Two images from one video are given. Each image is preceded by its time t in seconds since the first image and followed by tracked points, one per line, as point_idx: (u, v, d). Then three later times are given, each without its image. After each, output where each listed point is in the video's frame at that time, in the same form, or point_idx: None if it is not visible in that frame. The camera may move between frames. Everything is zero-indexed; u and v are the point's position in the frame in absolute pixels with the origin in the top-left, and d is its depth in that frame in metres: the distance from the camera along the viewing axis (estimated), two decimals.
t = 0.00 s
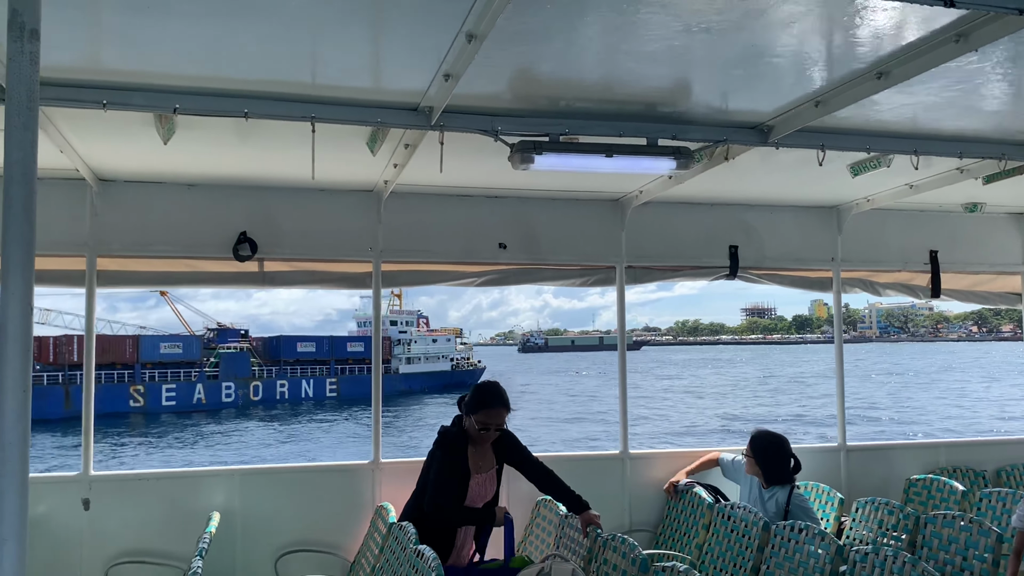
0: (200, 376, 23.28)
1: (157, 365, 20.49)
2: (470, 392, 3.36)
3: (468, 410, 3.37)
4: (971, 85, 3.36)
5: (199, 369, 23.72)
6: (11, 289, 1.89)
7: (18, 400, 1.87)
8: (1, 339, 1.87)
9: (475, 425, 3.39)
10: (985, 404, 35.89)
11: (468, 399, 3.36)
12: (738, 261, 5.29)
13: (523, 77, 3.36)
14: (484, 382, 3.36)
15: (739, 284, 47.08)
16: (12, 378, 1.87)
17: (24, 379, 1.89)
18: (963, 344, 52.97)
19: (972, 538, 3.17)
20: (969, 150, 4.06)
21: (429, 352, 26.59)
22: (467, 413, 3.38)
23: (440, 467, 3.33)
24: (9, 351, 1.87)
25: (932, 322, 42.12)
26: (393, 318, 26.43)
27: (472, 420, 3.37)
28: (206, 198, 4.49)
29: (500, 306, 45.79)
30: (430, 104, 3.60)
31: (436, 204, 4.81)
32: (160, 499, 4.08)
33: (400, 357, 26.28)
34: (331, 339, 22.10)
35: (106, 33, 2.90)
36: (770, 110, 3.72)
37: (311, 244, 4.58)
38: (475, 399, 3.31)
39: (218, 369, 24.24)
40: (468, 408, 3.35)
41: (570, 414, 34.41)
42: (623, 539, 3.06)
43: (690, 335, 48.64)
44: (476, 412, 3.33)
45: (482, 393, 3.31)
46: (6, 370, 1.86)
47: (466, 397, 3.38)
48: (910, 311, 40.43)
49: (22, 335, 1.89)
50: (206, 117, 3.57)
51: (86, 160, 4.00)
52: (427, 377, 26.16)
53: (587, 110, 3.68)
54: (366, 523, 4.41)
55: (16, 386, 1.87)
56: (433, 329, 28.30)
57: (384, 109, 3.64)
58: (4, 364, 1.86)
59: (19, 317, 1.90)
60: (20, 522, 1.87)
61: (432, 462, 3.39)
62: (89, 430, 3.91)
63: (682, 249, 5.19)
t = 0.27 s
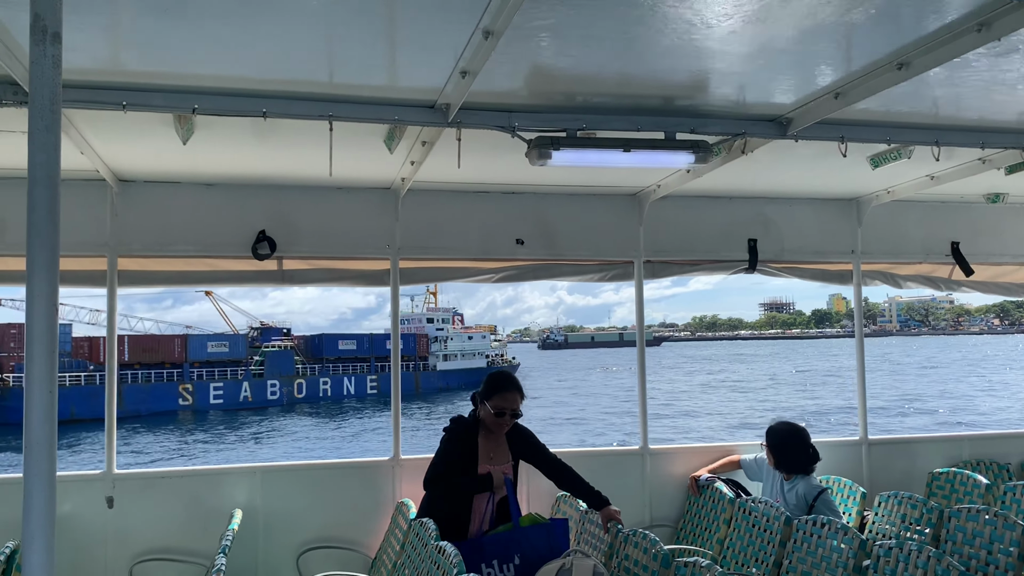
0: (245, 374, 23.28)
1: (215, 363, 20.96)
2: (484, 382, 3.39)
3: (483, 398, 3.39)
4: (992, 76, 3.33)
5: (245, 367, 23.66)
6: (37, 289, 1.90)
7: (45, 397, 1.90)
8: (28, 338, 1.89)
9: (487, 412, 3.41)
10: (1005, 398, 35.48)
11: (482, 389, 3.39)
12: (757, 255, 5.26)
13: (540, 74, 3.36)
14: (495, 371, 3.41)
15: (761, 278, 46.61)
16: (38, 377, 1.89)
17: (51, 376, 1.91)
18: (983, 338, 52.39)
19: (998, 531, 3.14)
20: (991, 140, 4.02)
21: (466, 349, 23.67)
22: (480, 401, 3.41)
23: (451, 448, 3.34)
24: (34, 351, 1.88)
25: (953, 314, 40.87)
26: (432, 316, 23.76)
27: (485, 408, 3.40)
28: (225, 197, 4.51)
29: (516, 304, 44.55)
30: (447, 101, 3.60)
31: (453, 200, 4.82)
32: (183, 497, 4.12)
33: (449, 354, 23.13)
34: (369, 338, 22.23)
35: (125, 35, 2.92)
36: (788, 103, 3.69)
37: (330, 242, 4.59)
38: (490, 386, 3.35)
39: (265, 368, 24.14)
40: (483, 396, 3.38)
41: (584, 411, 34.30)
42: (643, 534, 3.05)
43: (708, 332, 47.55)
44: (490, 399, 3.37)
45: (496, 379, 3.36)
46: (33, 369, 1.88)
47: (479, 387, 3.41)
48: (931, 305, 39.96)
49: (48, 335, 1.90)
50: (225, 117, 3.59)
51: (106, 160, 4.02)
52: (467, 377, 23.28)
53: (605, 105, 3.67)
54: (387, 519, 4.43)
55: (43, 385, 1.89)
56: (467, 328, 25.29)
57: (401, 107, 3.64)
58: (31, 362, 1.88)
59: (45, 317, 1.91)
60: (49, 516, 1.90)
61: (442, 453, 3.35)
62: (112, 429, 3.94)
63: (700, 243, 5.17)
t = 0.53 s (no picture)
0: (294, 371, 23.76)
1: (265, 362, 21.39)
2: (499, 371, 2.98)
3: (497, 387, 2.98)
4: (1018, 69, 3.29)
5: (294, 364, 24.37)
6: (67, 289, 1.91)
7: (76, 394, 1.92)
8: (58, 337, 1.90)
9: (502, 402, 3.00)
10: None
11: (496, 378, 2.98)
12: (779, 251, 5.23)
13: (561, 71, 3.36)
14: (510, 360, 3.00)
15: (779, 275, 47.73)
16: (70, 375, 1.91)
17: (82, 374, 1.93)
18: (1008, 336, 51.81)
19: None
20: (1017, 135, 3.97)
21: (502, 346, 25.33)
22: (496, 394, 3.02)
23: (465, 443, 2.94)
24: (66, 349, 1.90)
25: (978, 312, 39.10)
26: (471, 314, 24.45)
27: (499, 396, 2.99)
28: (249, 195, 4.55)
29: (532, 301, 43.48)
30: (468, 99, 3.61)
31: (474, 198, 4.83)
32: (208, 492, 4.16)
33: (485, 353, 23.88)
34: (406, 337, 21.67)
35: (150, 36, 2.95)
36: (811, 98, 3.67)
37: (352, 240, 4.62)
38: (505, 374, 2.95)
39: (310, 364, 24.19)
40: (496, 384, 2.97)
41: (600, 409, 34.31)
42: (665, 531, 3.05)
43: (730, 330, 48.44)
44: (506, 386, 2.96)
45: (512, 369, 2.96)
46: (64, 367, 1.90)
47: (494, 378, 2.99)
48: (955, 302, 39.60)
49: (79, 334, 1.92)
50: (249, 116, 3.62)
51: (132, 160, 4.07)
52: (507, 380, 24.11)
53: (626, 101, 3.67)
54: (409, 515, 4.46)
55: (74, 382, 1.91)
56: (505, 325, 27.74)
57: (423, 105, 3.66)
58: (63, 361, 1.90)
59: (75, 316, 1.91)
60: (80, 510, 1.93)
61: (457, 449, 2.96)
62: (138, 425, 3.98)
63: (721, 240, 5.15)
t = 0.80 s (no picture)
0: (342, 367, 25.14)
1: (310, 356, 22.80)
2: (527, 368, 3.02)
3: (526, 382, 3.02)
4: None
5: (343, 360, 25.47)
6: (99, 286, 1.98)
7: (106, 387, 1.98)
8: (90, 331, 1.97)
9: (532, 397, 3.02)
10: None
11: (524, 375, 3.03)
12: (805, 251, 5.19)
13: (585, 69, 3.36)
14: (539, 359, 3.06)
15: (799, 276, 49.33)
16: (100, 369, 1.98)
17: (112, 367, 1.99)
18: None
19: None
20: None
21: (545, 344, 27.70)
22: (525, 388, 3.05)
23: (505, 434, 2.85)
24: (97, 346, 1.96)
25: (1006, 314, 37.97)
26: (514, 312, 27.01)
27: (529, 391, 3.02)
28: (275, 194, 4.60)
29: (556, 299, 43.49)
30: (492, 98, 3.63)
31: (498, 196, 4.86)
32: (234, 486, 4.22)
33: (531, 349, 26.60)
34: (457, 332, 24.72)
35: (179, 36, 2.99)
36: (836, 96, 3.65)
37: (376, 238, 4.65)
38: (535, 369, 2.99)
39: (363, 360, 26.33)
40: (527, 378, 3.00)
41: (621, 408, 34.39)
42: (687, 530, 3.04)
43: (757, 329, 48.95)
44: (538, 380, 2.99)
45: (543, 364, 3.01)
46: (96, 362, 1.97)
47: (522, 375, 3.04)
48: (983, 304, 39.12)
49: (110, 330, 1.99)
50: (275, 116, 3.65)
51: (161, 158, 4.13)
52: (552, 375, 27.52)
53: (650, 100, 3.66)
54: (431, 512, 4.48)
55: (105, 377, 1.98)
56: (548, 323, 29.93)
57: (447, 104, 3.67)
58: (94, 356, 1.97)
59: (106, 312, 1.99)
60: (109, 500, 1.99)
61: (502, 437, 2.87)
62: (166, 421, 4.04)
63: (745, 239, 5.12)
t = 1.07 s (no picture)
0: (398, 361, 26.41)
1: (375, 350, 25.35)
2: (562, 360, 2.83)
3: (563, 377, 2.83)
4: None
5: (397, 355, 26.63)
6: (131, 277, 2.04)
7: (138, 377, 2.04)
8: (123, 322, 2.03)
9: (571, 393, 2.82)
10: None
11: (559, 367, 2.85)
12: (836, 249, 5.13)
13: (613, 64, 3.34)
14: (574, 351, 2.85)
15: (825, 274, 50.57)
16: (132, 360, 2.03)
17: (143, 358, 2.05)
18: None
19: None
20: None
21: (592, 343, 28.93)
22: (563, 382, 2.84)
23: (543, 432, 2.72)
24: (130, 336, 2.02)
25: None
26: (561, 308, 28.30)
27: (568, 386, 2.81)
28: (305, 190, 4.64)
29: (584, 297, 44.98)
30: (520, 94, 3.62)
31: (526, 193, 4.86)
32: (263, 478, 4.27)
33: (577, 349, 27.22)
34: (508, 329, 25.10)
35: (210, 32, 3.02)
36: (868, 92, 3.60)
37: (404, 234, 4.68)
38: (572, 361, 2.79)
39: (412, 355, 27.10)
40: (563, 373, 2.81)
41: (644, 407, 34.45)
42: (715, 530, 3.03)
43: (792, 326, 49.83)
44: (577, 374, 2.79)
45: (581, 356, 2.80)
46: (128, 353, 2.03)
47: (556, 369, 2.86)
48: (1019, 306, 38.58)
49: (142, 321, 2.05)
50: (305, 112, 3.68)
51: (193, 154, 4.18)
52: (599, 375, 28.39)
53: (678, 95, 3.64)
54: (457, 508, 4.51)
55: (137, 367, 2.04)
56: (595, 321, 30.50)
57: (475, 101, 3.67)
58: (127, 346, 2.02)
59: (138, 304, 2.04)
60: (139, 487, 2.04)
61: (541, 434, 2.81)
62: (196, 413, 4.09)
63: (773, 238, 5.08)
